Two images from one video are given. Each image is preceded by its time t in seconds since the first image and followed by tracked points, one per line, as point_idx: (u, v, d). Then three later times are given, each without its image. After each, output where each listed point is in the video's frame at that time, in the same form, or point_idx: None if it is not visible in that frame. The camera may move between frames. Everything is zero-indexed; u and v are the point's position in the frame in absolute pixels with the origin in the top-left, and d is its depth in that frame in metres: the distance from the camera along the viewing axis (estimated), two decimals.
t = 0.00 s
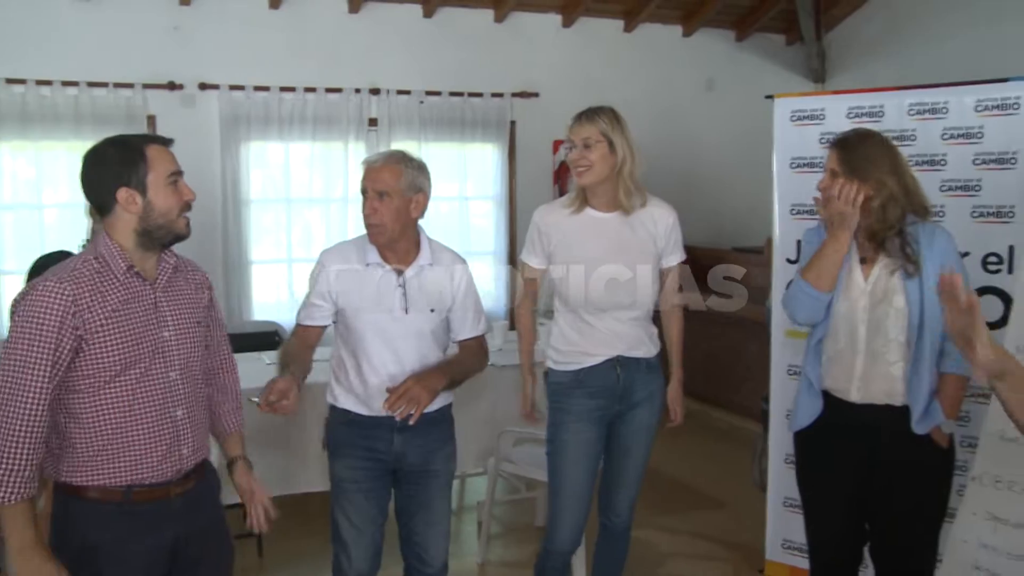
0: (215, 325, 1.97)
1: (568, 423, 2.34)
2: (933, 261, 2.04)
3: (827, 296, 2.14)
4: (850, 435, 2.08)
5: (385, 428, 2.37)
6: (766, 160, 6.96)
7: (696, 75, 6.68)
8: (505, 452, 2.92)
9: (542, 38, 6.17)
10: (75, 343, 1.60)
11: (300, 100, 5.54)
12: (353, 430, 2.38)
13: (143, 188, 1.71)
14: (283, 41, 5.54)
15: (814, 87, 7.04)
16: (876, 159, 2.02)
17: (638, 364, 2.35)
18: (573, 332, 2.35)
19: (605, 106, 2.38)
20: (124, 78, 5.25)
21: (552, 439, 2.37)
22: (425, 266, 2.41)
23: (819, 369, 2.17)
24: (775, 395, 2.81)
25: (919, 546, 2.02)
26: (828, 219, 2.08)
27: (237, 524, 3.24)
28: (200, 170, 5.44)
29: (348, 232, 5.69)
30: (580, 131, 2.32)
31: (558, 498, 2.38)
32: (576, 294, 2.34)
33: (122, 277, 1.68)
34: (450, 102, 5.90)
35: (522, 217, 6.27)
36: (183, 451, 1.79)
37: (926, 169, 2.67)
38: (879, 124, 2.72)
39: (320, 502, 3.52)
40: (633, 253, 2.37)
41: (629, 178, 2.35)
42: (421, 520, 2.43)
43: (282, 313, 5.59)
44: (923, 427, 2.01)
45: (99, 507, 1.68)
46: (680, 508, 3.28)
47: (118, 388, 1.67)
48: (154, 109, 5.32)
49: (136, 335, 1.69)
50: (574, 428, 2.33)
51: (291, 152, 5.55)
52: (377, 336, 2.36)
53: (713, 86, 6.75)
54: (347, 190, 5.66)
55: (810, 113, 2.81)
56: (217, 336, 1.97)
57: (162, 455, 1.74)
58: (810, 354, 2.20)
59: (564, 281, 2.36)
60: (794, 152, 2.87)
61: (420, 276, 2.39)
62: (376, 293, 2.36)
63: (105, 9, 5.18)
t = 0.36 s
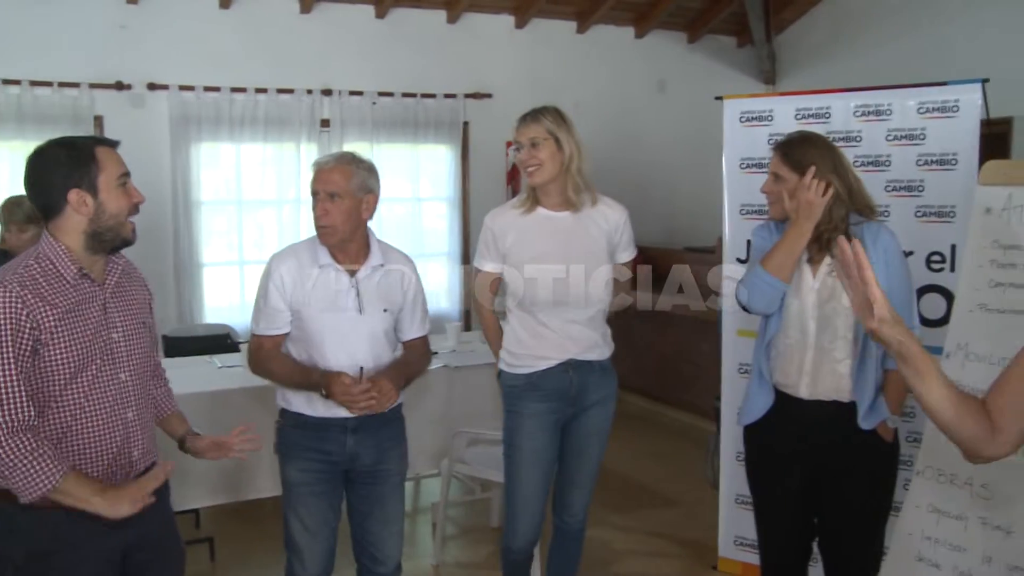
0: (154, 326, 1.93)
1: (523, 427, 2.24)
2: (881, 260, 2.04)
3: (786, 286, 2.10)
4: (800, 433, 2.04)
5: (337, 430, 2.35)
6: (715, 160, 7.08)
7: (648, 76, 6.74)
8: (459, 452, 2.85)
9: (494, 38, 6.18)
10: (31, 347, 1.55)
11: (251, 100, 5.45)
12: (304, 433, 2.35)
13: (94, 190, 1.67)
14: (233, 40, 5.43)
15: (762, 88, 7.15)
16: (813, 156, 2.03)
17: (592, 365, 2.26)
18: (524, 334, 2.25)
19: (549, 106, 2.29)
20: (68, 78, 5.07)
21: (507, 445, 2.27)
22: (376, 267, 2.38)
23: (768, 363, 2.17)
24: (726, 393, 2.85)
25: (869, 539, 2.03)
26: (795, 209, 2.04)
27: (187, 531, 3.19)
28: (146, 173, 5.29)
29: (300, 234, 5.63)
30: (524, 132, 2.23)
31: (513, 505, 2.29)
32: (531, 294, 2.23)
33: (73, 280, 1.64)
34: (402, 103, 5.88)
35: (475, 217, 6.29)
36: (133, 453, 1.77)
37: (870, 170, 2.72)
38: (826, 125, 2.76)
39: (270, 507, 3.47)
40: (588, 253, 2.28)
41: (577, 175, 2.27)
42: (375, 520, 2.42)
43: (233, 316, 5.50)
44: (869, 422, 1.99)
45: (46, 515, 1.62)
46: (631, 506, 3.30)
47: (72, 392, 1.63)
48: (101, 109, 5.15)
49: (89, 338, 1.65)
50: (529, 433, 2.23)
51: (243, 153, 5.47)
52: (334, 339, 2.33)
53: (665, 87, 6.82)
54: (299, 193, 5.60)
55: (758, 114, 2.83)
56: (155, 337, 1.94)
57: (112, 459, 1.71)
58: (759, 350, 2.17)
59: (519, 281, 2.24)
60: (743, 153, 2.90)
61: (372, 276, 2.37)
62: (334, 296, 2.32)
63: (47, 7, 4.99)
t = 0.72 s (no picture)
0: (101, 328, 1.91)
1: (473, 428, 2.23)
2: (824, 260, 2.07)
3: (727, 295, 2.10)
4: (748, 430, 2.04)
5: (289, 433, 2.32)
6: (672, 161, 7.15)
7: (602, 77, 6.78)
8: (415, 455, 2.88)
9: (449, 39, 6.17)
10: None
11: (203, 101, 5.38)
12: (254, 434, 2.31)
13: (51, 195, 1.64)
14: (185, 40, 5.36)
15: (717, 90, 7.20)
16: (760, 159, 2.05)
17: (541, 365, 2.26)
18: (477, 336, 2.24)
19: (505, 106, 2.28)
20: (14, 77, 4.95)
21: (458, 447, 2.26)
22: (327, 268, 2.35)
23: (716, 365, 2.16)
24: (680, 393, 2.87)
25: (818, 535, 2.03)
26: (748, 220, 2.06)
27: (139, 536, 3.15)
28: (97, 175, 5.21)
29: (254, 235, 5.58)
30: (481, 133, 2.21)
31: (468, 506, 2.28)
32: (480, 297, 2.22)
33: (26, 283, 1.61)
34: (357, 104, 5.86)
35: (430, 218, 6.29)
36: (86, 457, 1.74)
37: (821, 171, 2.74)
38: (777, 126, 2.77)
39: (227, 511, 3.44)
40: (538, 255, 2.27)
41: (532, 176, 2.26)
42: (328, 521, 2.40)
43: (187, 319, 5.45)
44: (816, 419, 2.00)
45: None
46: (586, 506, 3.32)
47: (26, 396, 1.60)
48: (48, 109, 5.04)
49: (43, 342, 1.63)
50: (479, 434, 2.22)
51: (194, 154, 5.39)
52: (285, 340, 2.30)
53: (619, 89, 6.87)
54: (252, 194, 5.55)
55: (711, 116, 2.85)
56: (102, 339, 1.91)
57: (66, 463, 1.68)
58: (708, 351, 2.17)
59: (470, 282, 2.23)
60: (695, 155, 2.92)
61: (322, 278, 2.33)
62: (284, 297, 2.28)
63: None
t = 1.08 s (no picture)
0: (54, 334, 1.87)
1: (423, 429, 2.23)
2: (768, 261, 2.08)
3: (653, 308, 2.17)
4: (697, 430, 2.06)
5: (240, 435, 2.28)
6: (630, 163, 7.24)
7: (558, 79, 6.84)
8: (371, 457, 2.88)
9: (406, 41, 6.17)
10: None
11: (157, 101, 5.32)
12: (206, 437, 2.27)
13: None
14: (137, 39, 5.28)
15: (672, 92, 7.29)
16: (710, 158, 2.06)
17: (490, 365, 2.26)
18: (428, 337, 2.24)
19: (462, 111, 2.28)
20: None
21: (408, 448, 2.26)
22: (278, 269, 2.33)
23: (661, 367, 2.19)
24: (635, 393, 2.89)
25: (762, 532, 2.04)
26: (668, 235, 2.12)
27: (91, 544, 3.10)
28: (48, 175, 5.11)
29: (209, 236, 5.54)
30: (438, 136, 2.21)
31: (421, 508, 2.27)
32: (432, 297, 2.22)
33: None
34: (313, 105, 5.83)
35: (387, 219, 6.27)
36: (34, 464, 1.70)
37: (773, 173, 2.77)
38: (731, 129, 2.80)
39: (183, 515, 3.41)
40: (489, 255, 2.27)
41: (486, 182, 2.27)
42: (280, 524, 2.36)
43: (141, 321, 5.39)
44: (759, 419, 2.03)
45: None
46: (543, 506, 3.34)
47: None
48: None
49: None
50: (429, 435, 2.22)
51: (148, 155, 5.32)
52: (234, 343, 2.28)
53: (575, 91, 6.94)
54: (207, 196, 5.50)
55: (665, 118, 2.87)
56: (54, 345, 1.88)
57: (13, 470, 1.64)
58: (653, 350, 2.22)
59: (421, 283, 2.23)
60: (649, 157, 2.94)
61: (273, 279, 2.32)
62: (233, 299, 2.26)
63: None
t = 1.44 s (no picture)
0: None
1: (374, 431, 2.22)
2: (700, 264, 2.09)
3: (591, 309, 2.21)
4: (642, 430, 2.06)
5: (190, 439, 2.24)
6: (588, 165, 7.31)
7: (514, 82, 6.88)
8: (325, 460, 2.94)
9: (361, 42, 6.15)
10: None
11: (108, 102, 5.24)
12: (154, 442, 2.23)
13: None
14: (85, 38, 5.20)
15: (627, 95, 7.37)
16: (645, 162, 2.07)
17: (439, 367, 2.25)
18: (379, 339, 2.24)
19: (417, 112, 2.28)
20: None
21: (361, 452, 2.24)
22: (228, 272, 2.30)
23: (599, 367, 2.18)
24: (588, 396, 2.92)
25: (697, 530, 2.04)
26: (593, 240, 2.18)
27: (38, 553, 3.05)
28: None
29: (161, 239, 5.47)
30: (389, 133, 2.20)
31: (377, 513, 2.25)
32: (381, 299, 2.22)
33: None
34: (267, 106, 5.78)
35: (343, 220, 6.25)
36: None
37: (725, 175, 2.80)
38: (683, 131, 2.82)
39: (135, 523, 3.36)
40: (437, 256, 2.26)
41: (434, 185, 2.26)
42: (232, 528, 2.33)
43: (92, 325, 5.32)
44: (688, 418, 2.03)
45: None
46: (500, 507, 3.35)
47: None
48: None
49: None
50: (380, 437, 2.21)
51: (99, 156, 5.25)
52: (186, 346, 2.25)
53: (531, 94, 6.98)
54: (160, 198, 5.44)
55: (618, 121, 2.90)
56: None
57: None
58: (590, 349, 2.21)
59: (371, 286, 2.23)
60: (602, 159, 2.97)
61: (223, 282, 2.29)
62: (184, 302, 2.22)
63: None
